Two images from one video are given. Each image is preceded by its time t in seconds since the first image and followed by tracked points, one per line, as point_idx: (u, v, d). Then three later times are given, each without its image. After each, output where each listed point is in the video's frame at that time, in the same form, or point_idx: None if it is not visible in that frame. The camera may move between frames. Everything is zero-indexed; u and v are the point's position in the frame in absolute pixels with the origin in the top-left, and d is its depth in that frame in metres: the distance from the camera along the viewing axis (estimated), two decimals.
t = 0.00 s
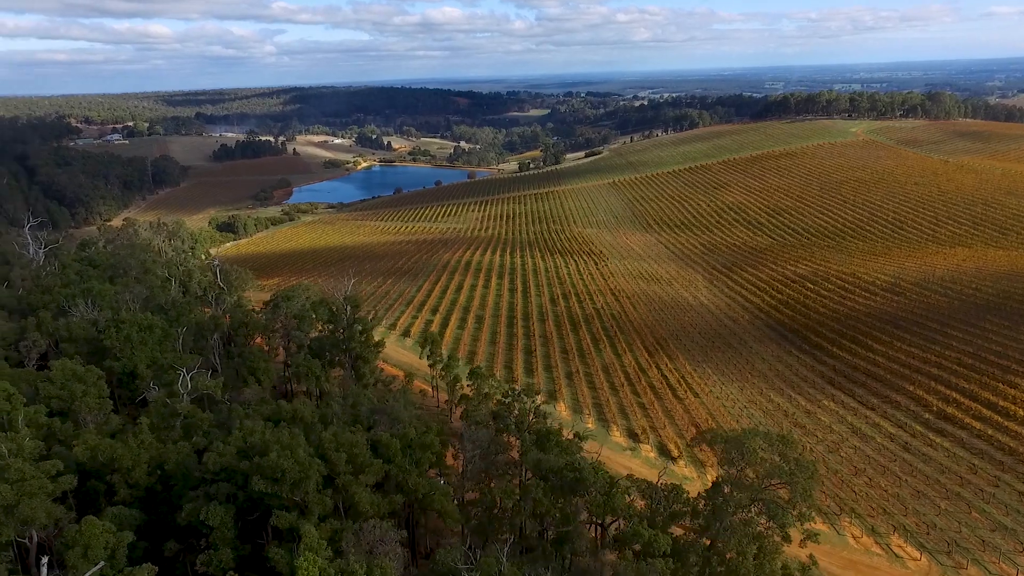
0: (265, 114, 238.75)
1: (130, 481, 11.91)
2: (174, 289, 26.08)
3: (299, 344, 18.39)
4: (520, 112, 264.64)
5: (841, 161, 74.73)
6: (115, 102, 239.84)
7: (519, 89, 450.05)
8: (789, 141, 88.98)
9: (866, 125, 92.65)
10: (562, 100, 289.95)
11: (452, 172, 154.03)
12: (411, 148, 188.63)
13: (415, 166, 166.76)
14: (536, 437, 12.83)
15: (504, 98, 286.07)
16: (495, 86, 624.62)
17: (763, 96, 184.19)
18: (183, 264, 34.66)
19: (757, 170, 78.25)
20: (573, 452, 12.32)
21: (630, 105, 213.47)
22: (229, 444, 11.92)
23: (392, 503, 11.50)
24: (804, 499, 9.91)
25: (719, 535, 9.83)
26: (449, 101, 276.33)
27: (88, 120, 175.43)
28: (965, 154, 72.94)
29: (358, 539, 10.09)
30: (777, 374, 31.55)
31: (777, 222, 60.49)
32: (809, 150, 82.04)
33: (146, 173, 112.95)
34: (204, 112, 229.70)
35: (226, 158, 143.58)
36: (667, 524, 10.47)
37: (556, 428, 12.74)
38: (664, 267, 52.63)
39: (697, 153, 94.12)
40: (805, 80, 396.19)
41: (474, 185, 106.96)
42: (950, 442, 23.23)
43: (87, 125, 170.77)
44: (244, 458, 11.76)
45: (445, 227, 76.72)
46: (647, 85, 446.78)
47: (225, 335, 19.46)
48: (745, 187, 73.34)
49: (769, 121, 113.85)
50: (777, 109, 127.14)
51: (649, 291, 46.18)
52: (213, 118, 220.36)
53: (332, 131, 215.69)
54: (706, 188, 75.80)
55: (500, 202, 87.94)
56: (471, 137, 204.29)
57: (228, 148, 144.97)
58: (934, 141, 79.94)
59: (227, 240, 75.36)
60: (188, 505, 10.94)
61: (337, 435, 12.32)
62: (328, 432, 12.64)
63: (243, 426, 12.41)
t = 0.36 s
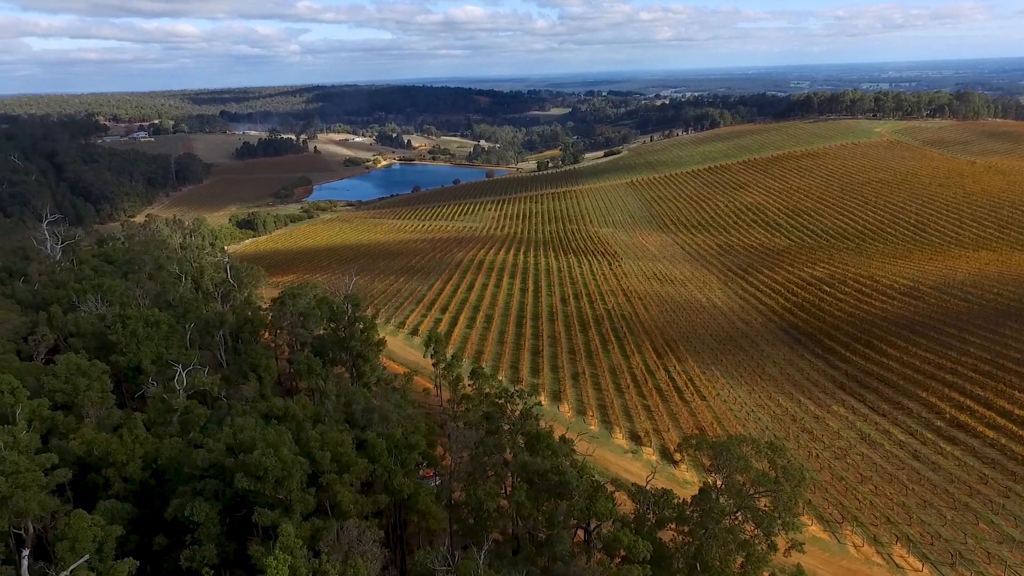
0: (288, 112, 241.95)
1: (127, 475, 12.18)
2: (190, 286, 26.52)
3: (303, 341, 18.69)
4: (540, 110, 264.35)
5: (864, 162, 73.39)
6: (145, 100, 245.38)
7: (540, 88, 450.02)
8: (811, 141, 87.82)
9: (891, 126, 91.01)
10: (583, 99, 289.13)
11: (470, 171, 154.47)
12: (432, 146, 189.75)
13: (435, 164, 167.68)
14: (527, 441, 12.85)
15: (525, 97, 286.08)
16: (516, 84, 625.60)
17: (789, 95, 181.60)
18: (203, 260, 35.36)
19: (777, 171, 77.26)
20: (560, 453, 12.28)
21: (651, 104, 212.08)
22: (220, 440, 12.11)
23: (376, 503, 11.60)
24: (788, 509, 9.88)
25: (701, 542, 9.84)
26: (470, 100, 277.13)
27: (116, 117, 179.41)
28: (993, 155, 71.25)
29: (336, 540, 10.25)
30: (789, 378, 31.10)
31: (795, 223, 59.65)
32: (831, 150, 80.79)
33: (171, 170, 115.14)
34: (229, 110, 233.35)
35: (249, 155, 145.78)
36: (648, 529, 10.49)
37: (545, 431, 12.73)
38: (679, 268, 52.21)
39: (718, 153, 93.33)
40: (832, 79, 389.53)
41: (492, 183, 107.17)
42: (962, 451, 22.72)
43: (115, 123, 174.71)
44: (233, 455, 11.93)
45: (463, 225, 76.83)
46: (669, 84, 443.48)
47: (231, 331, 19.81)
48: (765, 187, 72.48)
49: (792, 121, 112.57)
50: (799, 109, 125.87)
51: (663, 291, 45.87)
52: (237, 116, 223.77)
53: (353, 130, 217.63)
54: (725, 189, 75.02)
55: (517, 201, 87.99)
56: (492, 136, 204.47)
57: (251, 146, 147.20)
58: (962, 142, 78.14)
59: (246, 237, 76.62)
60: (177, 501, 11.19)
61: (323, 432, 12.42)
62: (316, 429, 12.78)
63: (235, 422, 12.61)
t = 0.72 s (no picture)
0: (311, 110, 244.74)
1: (121, 469, 12.45)
2: (205, 281, 26.95)
3: (306, 339, 18.97)
4: (561, 109, 263.77)
5: (888, 163, 72.01)
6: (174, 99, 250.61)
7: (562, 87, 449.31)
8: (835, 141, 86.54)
9: (917, 126, 89.26)
10: (604, 99, 287.68)
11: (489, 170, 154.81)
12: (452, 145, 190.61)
13: (455, 163, 168.50)
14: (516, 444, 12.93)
15: (545, 96, 285.72)
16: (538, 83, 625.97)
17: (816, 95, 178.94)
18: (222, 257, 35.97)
19: (798, 171, 76.18)
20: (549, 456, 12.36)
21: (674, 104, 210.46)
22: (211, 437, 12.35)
23: (361, 502, 11.76)
24: (774, 517, 9.95)
25: (682, 548, 9.83)
26: (490, 98, 277.57)
27: (143, 115, 183.09)
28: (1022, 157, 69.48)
29: (316, 539, 10.42)
30: (800, 382, 30.69)
31: (815, 225, 58.78)
32: (855, 150, 79.43)
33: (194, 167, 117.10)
34: (253, 108, 236.76)
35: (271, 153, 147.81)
36: (632, 533, 10.51)
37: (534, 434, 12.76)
38: (694, 268, 51.79)
39: (739, 152, 92.53)
40: (861, 78, 382.71)
41: (510, 182, 107.30)
42: (974, 461, 22.27)
43: (142, 120, 178.36)
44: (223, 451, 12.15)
45: (479, 224, 77.04)
46: (692, 83, 439.56)
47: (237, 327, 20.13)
48: (786, 188, 71.53)
49: (817, 120, 111.03)
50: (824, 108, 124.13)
51: (676, 292, 45.56)
52: (260, 113, 226.87)
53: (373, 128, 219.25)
54: (744, 189, 74.19)
55: (535, 200, 88.01)
56: (511, 135, 204.64)
57: (273, 144, 149.28)
58: (990, 143, 76.28)
59: (266, 234, 77.77)
60: (165, 496, 11.42)
61: (312, 432, 12.57)
62: (308, 427, 12.96)
63: (227, 419, 12.84)
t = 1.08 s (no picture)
0: (332, 108, 247.04)
1: (116, 463, 12.74)
2: (218, 277, 27.38)
3: (309, 338, 19.26)
4: (581, 108, 262.97)
5: (912, 164, 70.55)
6: (200, 97, 254.48)
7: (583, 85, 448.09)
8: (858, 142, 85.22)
9: (943, 126, 87.49)
10: (626, 98, 285.85)
11: (507, 169, 155.00)
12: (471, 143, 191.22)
13: (474, 161, 169.09)
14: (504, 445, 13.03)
15: (566, 95, 285.01)
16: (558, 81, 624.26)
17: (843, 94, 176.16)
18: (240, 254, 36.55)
19: (819, 172, 75.04)
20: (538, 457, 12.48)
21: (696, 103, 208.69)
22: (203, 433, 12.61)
23: (345, 501, 11.98)
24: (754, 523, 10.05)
25: (662, 554, 9.90)
26: (510, 97, 277.68)
27: (169, 113, 186.37)
28: None
29: (297, 536, 10.64)
30: (811, 386, 30.26)
31: (834, 227, 57.87)
32: (878, 151, 78.02)
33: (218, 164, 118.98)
34: (276, 106, 239.65)
35: (292, 151, 149.59)
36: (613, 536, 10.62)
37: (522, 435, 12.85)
38: (709, 270, 51.33)
39: (760, 152, 91.67)
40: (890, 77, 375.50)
41: (528, 181, 107.31)
42: (985, 470, 21.81)
43: (168, 118, 181.56)
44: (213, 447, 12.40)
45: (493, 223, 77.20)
46: (715, 83, 435.47)
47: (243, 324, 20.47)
48: (805, 189, 70.47)
49: (840, 120, 109.39)
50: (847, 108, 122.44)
51: (690, 293, 45.20)
52: (282, 111, 229.52)
53: (392, 126, 220.43)
54: (764, 190, 73.30)
55: (552, 199, 87.96)
56: (530, 134, 204.68)
57: (295, 142, 151.17)
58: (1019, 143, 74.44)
59: (284, 231, 78.78)
60: (155, 490, 11.71)
61: (301, 430, 12.79)
62: (299, 425, 13.19)
63: (220, 416, 13.10)
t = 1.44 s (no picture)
0: (352, 107, 248.71)
1: (112, 458, 13.04)
2: (229, 274, 27.73)
3: (310, 336, 19.50)
4: (601, 107, 261.68)
5: (937, 165, 69.01)
6: (223, 95, 257.76)
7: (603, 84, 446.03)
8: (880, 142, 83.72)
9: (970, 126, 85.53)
10: (645, 97, 283.93)
11: (524, 168, 154.94)
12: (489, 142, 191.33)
13: (492, 160, 169.24)
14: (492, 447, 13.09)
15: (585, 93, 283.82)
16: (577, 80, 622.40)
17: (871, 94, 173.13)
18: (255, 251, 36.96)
19: (840, 173, 73.79)
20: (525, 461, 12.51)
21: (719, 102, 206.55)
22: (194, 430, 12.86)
23: (331, 499, 12.17)
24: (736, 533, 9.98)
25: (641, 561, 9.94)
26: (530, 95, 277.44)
27: (192, 111, 189.17)
28: None
29: (278, 534, 10.83)
30: (822, 390, 29.83)
31: (853, 228, 56.90)
32: (902, 152, 76.46)
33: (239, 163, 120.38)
34: (297, 104, 241.99)
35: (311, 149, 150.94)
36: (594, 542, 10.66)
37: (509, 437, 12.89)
38: (724, 271, 50.89)
39: (780, 152, 90.51)
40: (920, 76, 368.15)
41: (545, 180, 107.13)
42: (995, 480, 21.35)
43: (192, 116, 184.24)
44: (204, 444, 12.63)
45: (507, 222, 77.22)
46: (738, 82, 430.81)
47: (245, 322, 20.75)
48: (825, 190, 69.35)
49: (865, 120, 107.52)
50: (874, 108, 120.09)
51: (703, 294, 44.80)
52: (302, 110, 231.71)
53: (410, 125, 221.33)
54: (782, 190, 72.29)
55: (567, 198, 87.74)
56: (548, 133, 204.39)
57: (315, 141, 152.55)
58: None
59: (301, 229, 79.59)
60: (145, 485, 11.99)
61: (289, 429, 13.00)
62: (290, 423, 13.39)
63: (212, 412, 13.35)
